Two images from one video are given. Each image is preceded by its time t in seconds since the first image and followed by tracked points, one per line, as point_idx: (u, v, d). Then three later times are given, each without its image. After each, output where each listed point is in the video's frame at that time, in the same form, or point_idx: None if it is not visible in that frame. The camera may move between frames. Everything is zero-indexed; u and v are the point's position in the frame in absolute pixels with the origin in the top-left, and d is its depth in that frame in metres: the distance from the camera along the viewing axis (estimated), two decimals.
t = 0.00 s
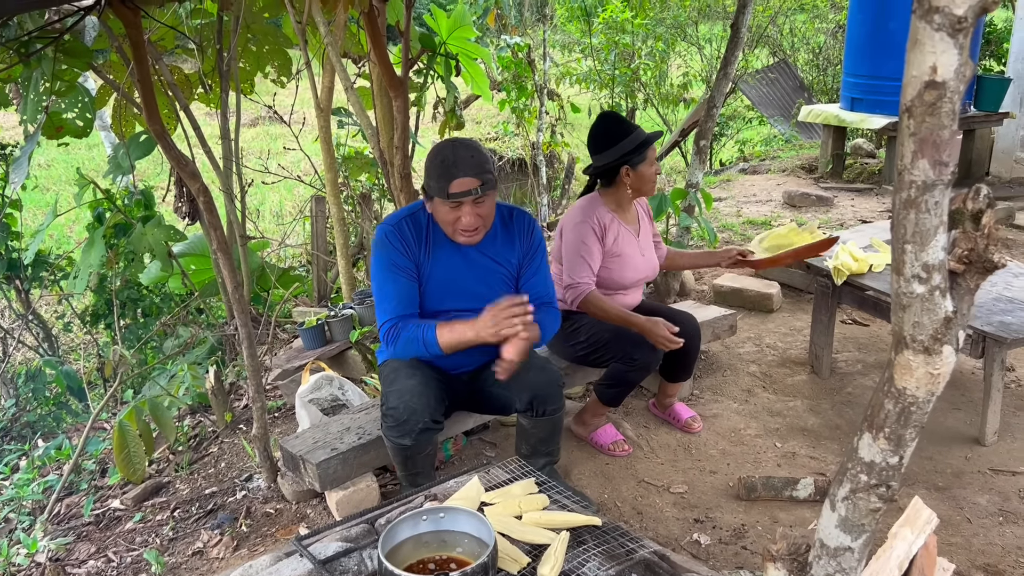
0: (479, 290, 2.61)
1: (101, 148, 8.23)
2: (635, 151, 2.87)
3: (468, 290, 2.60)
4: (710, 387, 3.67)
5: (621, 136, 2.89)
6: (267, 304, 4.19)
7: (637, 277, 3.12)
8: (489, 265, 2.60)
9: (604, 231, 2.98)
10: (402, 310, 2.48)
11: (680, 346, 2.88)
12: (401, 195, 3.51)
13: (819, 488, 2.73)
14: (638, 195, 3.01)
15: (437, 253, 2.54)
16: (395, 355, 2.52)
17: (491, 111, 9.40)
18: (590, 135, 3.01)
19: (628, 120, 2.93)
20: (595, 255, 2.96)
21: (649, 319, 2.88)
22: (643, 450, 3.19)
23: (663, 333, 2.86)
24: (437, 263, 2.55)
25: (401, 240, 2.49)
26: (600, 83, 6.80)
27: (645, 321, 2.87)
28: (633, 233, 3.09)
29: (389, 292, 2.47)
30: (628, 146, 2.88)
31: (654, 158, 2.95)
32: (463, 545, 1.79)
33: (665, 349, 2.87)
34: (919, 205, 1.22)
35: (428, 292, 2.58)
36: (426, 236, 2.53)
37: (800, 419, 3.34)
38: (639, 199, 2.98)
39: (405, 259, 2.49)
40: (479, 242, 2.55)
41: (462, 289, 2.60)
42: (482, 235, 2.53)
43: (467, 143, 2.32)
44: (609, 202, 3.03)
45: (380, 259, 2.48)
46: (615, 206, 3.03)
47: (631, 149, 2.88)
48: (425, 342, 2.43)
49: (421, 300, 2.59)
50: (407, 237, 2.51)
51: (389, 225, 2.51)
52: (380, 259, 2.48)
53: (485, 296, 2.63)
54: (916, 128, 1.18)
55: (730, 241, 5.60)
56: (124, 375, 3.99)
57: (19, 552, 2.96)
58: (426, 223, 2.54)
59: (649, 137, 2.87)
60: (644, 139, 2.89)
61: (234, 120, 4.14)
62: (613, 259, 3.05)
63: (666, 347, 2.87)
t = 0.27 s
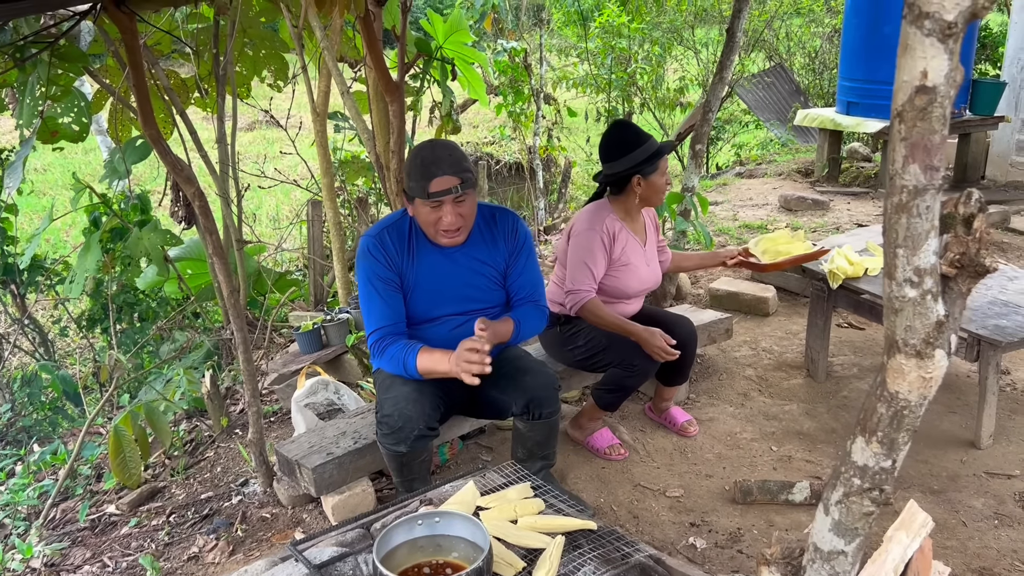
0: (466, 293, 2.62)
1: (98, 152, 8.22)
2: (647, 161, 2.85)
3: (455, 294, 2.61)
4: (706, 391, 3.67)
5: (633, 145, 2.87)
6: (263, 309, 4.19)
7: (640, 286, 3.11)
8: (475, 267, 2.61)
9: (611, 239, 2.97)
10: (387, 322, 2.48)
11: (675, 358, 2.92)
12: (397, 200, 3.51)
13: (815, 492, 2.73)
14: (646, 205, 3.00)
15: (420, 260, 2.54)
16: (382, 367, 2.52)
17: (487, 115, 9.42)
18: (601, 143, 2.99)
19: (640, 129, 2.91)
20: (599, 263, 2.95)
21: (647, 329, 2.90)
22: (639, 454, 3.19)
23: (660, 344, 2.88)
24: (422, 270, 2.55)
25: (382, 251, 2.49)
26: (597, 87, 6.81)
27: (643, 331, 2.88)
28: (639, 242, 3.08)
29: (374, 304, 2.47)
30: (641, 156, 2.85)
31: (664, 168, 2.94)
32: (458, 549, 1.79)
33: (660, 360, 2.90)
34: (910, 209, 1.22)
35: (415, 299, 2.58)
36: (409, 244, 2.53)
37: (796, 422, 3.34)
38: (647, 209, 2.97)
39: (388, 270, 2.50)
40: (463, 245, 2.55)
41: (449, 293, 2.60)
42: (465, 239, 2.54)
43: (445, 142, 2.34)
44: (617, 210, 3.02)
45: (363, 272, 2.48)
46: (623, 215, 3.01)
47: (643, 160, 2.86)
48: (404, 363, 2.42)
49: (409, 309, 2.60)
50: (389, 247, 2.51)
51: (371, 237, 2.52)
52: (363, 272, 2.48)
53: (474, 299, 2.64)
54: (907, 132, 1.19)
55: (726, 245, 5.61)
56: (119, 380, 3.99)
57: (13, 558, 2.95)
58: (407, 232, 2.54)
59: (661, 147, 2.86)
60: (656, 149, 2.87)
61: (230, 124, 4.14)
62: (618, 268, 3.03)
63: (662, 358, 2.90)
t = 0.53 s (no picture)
0: (459, 295, 2.61)
1: (94, 155, 8.22)
2: (655, 168, 2.84)
3: (447, 297, 2.60)
4: (703, 393, 3.67)
5: (641, 151, 2.86)
6: (260, 311, 4.19)
7: (642, 292, 3.10)
8: (467, 270, 2.60)
9: (617, 244, 2.96)
10: (376, 327, 2.49)
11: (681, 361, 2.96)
12: (393, 202, 3.51)
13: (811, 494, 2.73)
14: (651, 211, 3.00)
15: (411, 263, 2.53)
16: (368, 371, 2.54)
17: (485, 118, 9.42)
18: (607, 148, 2.95)
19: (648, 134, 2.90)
20: (604, 269, 2.94)
21: (654, 333, 2.92)
22: (636, 455, 3.19)
23: (667, 348, 2.92)
24: (412, 273, 2.54)
25: (372, 256, 2.49)
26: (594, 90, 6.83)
27: (650, 335, 2.90)
28: (643, 248, 3.07)
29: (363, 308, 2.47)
30: (649, 162, 2.84)
31: (671, 175, 2.93)
32: (454, 551, 1.78)
33: (666, 363, 2.94)
34: (904, 210, 1.23)
35: (406, 302, 2.57)
36: (399, 247, 2.53)
37: (793, 424, 3.34)
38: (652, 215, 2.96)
39: (377, 275, 2.50)
40: (454, 248, 2.54)
41: (440, 296, 2.59)
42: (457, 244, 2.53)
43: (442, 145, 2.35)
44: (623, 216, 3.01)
45: (352, 276, 2.48)
46: (628, 221, 3.00)
47: (651, 167, 2.85)
48: (389, 367, 2.44)
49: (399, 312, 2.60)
50: (379, 251, 2.51)
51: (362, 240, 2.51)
52: (352, 276, 2.48)
53: (466, 301, 2.63)
54: (900, 132, 1.19)
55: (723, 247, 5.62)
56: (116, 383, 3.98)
57: (9, 561, 2.94)
58: (398, 235, 2.54)
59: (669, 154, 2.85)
60: (664, 156, 2.86)
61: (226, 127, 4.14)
62: (623, 273, 3.02)
63: (667, 361, 2.94)
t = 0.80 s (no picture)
0: (458, 298, 2.61)
1: (92, 156, 8.21)
2: (664, 176, 2.84)
3: (447, 299, 2.59)
4: (701, 394, 3.67)
5: (652, 158, 2.85)
6: (258, 313, 4.18)
7: (643, 297, 3.09)
8: (467, 272, 2.61)
9: (620, 248, 2.96)
10: (373, 329, 2.48)
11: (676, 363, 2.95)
12: (391, 203, 3.51)
13: (809, 495, 2.73)
14: (658, 218, 2.99)
15: (412, 264, 2.53)
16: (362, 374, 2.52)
17: (483, 119, 9.43)
18: (619, 152, 2.95)
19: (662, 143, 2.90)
20: (606, 271, 2.94)
21: (650, 336, 2.91)
22: (634, 457, 3.19)
23: (662, 350, 2.91)
24: (413, 275, 2.54)
25: (374, 257, 2.49)
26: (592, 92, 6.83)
27: (646, 337, 2.90)
28: (648, 254, 3.06)
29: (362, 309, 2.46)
30: (658, 170, 2.84)
31: (680, 184, 2.92)
32: (453, 553, 1.77)
33: (661, 365, 2.93)
34: (902, 210, 1.22)
35: (405, 304, 2.57)
36: (400, 249, 2.53)
37: (791, 425, 3.34)
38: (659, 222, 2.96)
39: (377, 276, 2.49)
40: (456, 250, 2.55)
41: (440, 299, 2.59)
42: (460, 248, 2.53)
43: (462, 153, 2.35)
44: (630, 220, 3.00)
45: (352, 276, 2.48)
46: (635, 226, 3.00)
47: (660, 174, 2.84)
48: (384, 371, 2.43)
49: (398, 314, 2.59)
50: (380, 252, 2.51)
51: (364, 241, 2.51)
52: (352, 277, 2.47)
53: (465, 304, 2.62)
54: (898, 133, 1.19)
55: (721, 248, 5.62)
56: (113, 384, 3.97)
57: (6, 564, 2.93)
58: (401, 236, 2.53)
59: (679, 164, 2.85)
60: (674, 166, 2.86)
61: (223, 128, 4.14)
62: (625, 277, 3.02)
63: (663, 364, 2.93)
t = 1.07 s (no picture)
0: (463, 298, 2.60)
1: (90, 157, 8.20)
2: (675, 183, 2.83)
3: (452, 299, 2.59)
4: (700, 395, 3.67)
5: (665, 162, 2.84)
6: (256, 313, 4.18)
7: (644, 300, 3.09)
8: (473, 274, 2.60)
9: (625, 249, 2.96)
10: (379, 328, 2.47)
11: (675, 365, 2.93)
12: (389, 203, 3.51)
13: (809, 495, 2.73)
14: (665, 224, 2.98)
15: (418, 264, 2.53)
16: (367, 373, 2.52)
17: (481, 119, 9.43)
18: (631, 155, 2.95)
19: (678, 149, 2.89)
20: (609, 271, 2.94)
21: (649, 337, 2.90)
22: (633, 457, 3.19)
23: (661, 351, 2.89)
24: (418, 275, 2.54)
25: (381, 256, 2.48)
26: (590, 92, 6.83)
27: (644, 338, 2.89)
28: (653, 258, 3.06)
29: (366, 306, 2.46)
30: (669, 175, 2.83)
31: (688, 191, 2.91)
32: (452, 554, 1.77)
33: (660, 366, 2.91)
34: (902, 211, 1.23)
35: (411, 303, 2.57)
36: (407, 249, 2.52)
37: (789, 425, 3.34)
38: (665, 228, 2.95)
39: (384, 275, 2.49)
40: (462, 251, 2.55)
41: (445, 299, 2.59)
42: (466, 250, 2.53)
43: (457, 156, 2.35)
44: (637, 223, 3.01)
45: (358, 275, 2.47)
46: (641, 229, 3.00)
47: (670, 180, 2.83)
48: (389, 372, 2.44)
49: (403, 314, 2.58)
50: (387, 251, 2.50)
51: (371, 240, 2.50)
52: (358, 276, 2.47)
53: (471, 305, 2.62)
54: (898, 134, 1.19)
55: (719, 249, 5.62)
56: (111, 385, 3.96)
57: (4, 564, 2.93)
58: (408, 236, 2.53)
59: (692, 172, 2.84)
60: (687, 174, 2.85)
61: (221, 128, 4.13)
62: (627, 279, 3.02)
63: (661, 365, 2.92)
